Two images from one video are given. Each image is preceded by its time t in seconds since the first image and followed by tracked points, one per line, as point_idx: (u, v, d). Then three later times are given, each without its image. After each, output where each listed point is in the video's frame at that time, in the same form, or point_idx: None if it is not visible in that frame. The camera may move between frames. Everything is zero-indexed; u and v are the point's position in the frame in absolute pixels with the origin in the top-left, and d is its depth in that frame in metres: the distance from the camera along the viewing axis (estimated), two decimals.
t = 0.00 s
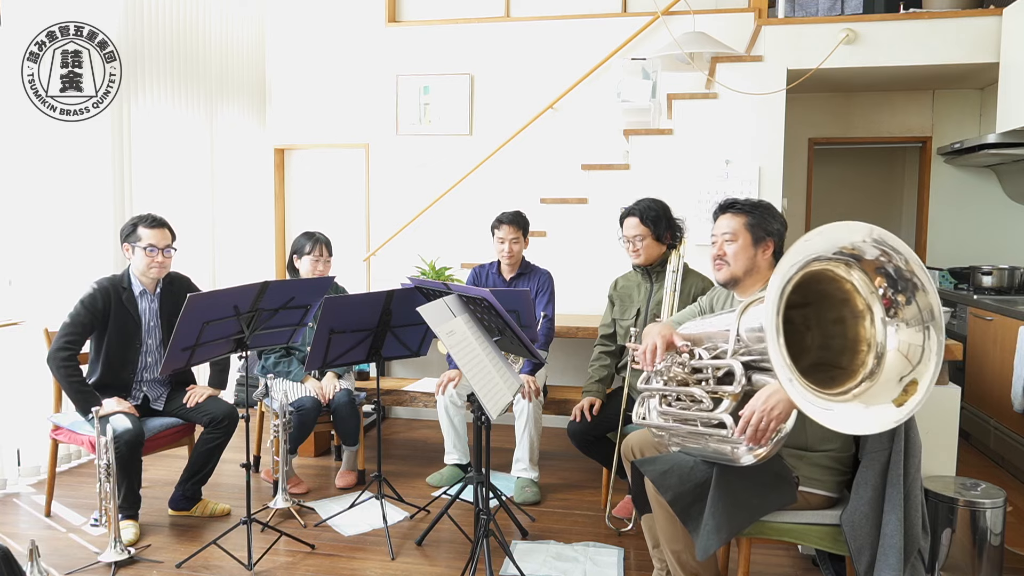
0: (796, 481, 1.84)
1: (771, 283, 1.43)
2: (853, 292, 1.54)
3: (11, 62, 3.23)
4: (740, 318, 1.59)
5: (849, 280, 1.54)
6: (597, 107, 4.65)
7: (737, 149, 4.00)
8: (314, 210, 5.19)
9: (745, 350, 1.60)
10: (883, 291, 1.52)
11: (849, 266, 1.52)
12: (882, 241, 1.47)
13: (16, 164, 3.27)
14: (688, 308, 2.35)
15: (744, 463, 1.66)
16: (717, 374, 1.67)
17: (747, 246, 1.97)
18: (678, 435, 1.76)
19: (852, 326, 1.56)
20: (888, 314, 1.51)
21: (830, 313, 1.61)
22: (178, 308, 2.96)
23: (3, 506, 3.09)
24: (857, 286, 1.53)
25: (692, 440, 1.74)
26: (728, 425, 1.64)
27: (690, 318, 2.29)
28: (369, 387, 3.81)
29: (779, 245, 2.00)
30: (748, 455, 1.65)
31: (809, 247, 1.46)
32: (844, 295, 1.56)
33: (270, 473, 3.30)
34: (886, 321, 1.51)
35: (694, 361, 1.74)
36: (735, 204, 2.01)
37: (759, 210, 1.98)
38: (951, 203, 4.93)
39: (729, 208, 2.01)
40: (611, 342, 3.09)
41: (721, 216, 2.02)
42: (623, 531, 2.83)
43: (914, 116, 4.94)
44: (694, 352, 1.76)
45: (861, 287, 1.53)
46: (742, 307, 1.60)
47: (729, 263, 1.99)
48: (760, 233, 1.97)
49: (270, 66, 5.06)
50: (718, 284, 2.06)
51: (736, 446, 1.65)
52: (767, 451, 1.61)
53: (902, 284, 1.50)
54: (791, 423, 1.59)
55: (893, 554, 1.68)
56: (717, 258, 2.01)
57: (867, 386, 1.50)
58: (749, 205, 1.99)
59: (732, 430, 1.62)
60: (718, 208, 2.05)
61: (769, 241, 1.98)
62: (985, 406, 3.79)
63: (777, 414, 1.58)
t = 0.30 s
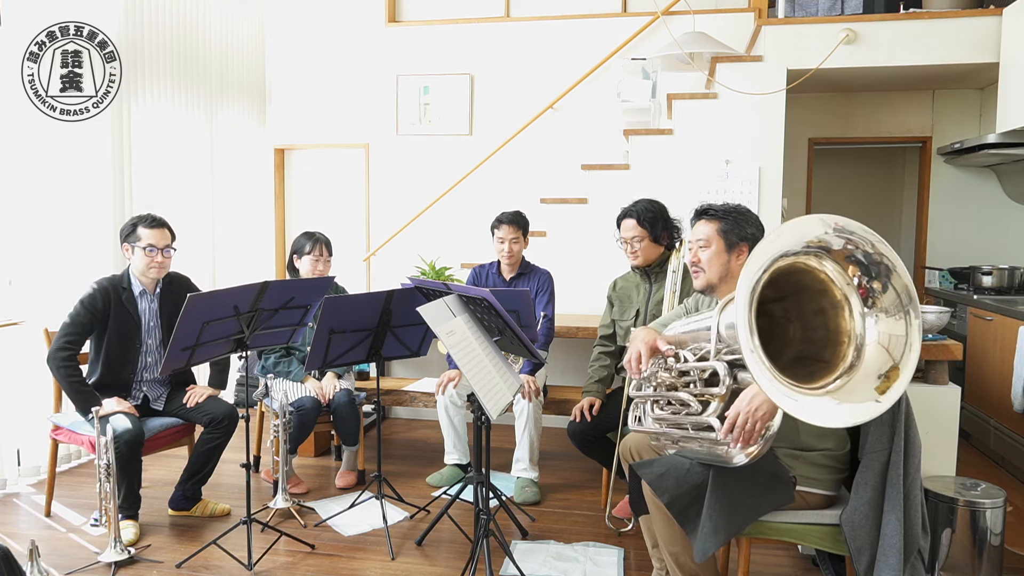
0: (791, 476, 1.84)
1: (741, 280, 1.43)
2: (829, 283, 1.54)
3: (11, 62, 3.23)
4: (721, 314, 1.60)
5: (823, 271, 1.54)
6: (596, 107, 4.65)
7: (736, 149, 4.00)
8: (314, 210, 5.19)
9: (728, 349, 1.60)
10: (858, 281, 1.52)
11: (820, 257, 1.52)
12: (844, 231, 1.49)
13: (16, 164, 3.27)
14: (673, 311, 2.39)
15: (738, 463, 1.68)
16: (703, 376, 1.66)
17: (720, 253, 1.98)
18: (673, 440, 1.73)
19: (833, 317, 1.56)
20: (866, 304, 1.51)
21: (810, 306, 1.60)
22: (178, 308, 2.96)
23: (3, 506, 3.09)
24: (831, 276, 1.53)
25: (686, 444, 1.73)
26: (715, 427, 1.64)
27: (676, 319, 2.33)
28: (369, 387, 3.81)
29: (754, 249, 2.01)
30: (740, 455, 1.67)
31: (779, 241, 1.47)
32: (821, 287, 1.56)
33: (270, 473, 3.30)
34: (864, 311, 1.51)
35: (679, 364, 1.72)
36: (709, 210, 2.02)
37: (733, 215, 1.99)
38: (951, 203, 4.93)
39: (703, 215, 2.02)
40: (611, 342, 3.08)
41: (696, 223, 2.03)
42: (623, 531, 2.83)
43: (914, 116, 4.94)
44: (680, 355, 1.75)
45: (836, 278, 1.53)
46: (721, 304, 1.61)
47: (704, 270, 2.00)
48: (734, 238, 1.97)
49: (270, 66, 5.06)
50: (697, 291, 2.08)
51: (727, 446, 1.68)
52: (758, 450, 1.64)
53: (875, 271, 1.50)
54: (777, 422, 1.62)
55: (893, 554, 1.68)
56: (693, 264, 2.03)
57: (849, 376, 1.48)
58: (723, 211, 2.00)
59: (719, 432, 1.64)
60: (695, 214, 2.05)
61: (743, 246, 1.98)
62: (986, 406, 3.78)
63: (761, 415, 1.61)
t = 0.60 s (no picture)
0: (791, 477, 1.85)
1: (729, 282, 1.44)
2: (819, 280, 1.55)
3: (11, 62, 3.23)
4: (712, 313, 1.61)
5: (813, 268, 1.54)
6: (596, 107, 4.65)
7: (737, 149, 4.00)
8: (314, 210, 5.19)
9: (722, 349, 1.60)
10: (849, 278, 1.52)
11: (809, 254, 1.53)
12: (831, 226, 1.51)
13: (16, 164, 3.27)
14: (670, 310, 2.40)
15: (736, 463, 1.69)
16: (698, 377, 1.67)
17: (712, 253, 1.97)
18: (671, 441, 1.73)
19: (825, 314, 1.56)
20: (858, 301, 1.51)
21: (802, 304, 1.60)
22: (178, 308, 2.96)
23: (3, 506, 3.10)
24: (822, 273, 1.54)
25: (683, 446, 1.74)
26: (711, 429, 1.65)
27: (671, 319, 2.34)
28: (369, 387, 3.81)
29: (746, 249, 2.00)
30: (738, 454, 1.68)
31: (768, 240, 1.48)
32: (813, 285, 1.56)
33: (270, 473, 3.31)
34: (855, 308, 1.51)
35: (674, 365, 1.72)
36: (701, 211, 2.03)
37: (724, 217, 1.99)
38: (951, 203, 4.93)
39: (695, 216, 2.03)
40: (611, 342, 3.08)
41: (688, 225, 2.03)
42: (623, 531, 2.83)
43: (914, 116, 4.94)
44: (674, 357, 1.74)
45: (826, 274, 1.54)
46: (714, 303, 1.62)
47: (695, 271, 2.00)
48: (725, 239, 1.97)
49: (270, 66, 5.06)
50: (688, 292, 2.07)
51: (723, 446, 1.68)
52: (755, 449, 1.65)
53: (865, 266, 1.51)
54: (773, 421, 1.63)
55: (893, 554, 1.68)
56: (685, 266, 2.02)
57: (841, 374, 1.48)
58: (714, 213, 2.01)
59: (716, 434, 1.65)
60: (687, 216, 2.06)
61: (735, 247, 1.97)
62: (985, 406, 3.79)
63: (756, 415, 1.61)
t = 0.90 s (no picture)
0: (790, 476, 1.85)
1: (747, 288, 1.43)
2: (836, 288, 1.54)
3: (11, 62, 3.23)
4: (725, 316, 1.59)
5: (831, 276, 1.53)
6: (596, 107, 4.65)
7: (737, 149, 4.00)
8: (314, 210, 5.19)
9: (732, 351, 1.59)
10: (866, 287, 1.51)
11: (828, 262, 1.52)
12: (855, 235, 1.49)
13: (16, 164, 3.27)
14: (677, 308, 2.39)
15: (738, 465, 1.68)
16: (706, 378, 1.66)
17: (728, 248, 1.98)
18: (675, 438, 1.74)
19: (838, 323, 1.55)
20: (873, 311, 1.50)
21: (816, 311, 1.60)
22: (177, 308, 2.96)
23: (3, 506, 3.10)
24: (839, 281, 1.53)
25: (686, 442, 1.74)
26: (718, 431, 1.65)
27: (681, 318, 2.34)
28: (369, 387, 3.81)
29: (761, 246, 2.00)
30: (742, 457, 1.67)
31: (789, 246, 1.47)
32: (828, 292, 1.56)
33: (270, 473, 3.30)
34: (870, 318, 1.50)
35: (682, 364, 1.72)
36: (718, 205, 2.01)
37: (741, 212, 1.98)
38: (951, 203, 4.93)
39: (711, 210, 2.02)
40: (611, 342, 3.08)
41: (704, 218, 2.02)
42: (623, 531, 2.83)
43: (914, 116, 4.94)
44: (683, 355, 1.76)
45: (843, 283, 1.53)
46: (726, 306, 1.60)
47: (710, 265, 2.00)
48: (742, 235, 1.97)
49: (270, 66, 5.06)
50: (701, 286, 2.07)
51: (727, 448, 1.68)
52: (760, 453, 1.64)
53: (885, 279, 1.49)
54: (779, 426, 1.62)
55: (893, 554, 1.68)
56: (699, 259, 2.02)
57: (853, 383, 1.48)
58: (732, 207, 1.99)
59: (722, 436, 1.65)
60: (703, 209, 2.05)
61: (751, 243, 1.99)
62: (985, 405, 3.79)
63: (764, 419, 1.61)
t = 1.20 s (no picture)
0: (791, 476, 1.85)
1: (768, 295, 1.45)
2: (859, 305, 1.54)
3: (11, 62, 3.23)
4: (741, 324, 1.60)
5: (855, 292, 1.54)
6: (596, 107, 4.65)
7: (737, 149, 4.00)
8: (314, 210, 5.19)
9: (746, 355, 1.60)
10: (889, 306, 1.51)
11: (854, 276, 1.52)
12: (884, 249, 1.48)
13: (16, 164, 3.27)
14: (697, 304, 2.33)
15: (740, 470, 1.66)
16: (717, 379, 1.67)
17: (752, 244, 1.98)
18: (679, 437, 1.76)
19: (857, 339, 1.56)
20: (893, 330, 1.50)
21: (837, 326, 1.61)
22: (177, 308, 2.96)
23: (3, 506, 3.10)
24: (863, 298, 1.53)
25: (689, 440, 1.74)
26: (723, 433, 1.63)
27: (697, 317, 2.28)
28: (369, 387, 3.81)
29: (786, 244, 1.99)
30: (744, 462, 1.66)
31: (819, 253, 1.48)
32: (850, 308, 1.56)
33: (270, 473, 3.31)
34: (890, 337, 1.51)
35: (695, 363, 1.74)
36: (745, 202, 2.03)
37: (768, 209, 1.99)
38: (951, 203, 4.93)
39: (739, 206, 2.03)
40: (611, 342, 3.09)
41: (731, 213, 2.04)
42: (623, 531, 2.83)
43: (913, 116, 4.94)
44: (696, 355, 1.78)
45: (866, 300, 1.53)
46: (743, 313, 1.62)
47: (733, 260, 2.01)
48: (767, 232, 1.97)
49: (270, 66, 5.06)
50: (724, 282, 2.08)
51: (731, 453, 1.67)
52: (763, 459, 1.62)
53: (912, 301, 1.48)
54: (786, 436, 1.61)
55: (893, 554, 1.68)
56: (723, 254, 2.03)
57: (865, 400, 1.49)
58: (759, 204, 2.00)
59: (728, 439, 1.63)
60: (730, 205, 2.06)
61: (775, 241, 1.98)
62: (985, 406, 3.79)
63: (772, 426, 1.60)
